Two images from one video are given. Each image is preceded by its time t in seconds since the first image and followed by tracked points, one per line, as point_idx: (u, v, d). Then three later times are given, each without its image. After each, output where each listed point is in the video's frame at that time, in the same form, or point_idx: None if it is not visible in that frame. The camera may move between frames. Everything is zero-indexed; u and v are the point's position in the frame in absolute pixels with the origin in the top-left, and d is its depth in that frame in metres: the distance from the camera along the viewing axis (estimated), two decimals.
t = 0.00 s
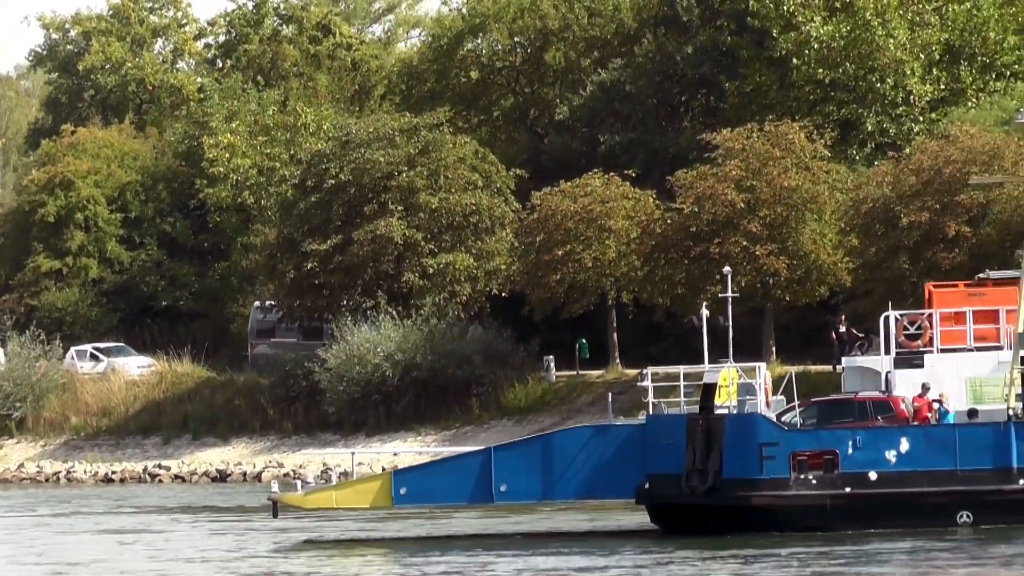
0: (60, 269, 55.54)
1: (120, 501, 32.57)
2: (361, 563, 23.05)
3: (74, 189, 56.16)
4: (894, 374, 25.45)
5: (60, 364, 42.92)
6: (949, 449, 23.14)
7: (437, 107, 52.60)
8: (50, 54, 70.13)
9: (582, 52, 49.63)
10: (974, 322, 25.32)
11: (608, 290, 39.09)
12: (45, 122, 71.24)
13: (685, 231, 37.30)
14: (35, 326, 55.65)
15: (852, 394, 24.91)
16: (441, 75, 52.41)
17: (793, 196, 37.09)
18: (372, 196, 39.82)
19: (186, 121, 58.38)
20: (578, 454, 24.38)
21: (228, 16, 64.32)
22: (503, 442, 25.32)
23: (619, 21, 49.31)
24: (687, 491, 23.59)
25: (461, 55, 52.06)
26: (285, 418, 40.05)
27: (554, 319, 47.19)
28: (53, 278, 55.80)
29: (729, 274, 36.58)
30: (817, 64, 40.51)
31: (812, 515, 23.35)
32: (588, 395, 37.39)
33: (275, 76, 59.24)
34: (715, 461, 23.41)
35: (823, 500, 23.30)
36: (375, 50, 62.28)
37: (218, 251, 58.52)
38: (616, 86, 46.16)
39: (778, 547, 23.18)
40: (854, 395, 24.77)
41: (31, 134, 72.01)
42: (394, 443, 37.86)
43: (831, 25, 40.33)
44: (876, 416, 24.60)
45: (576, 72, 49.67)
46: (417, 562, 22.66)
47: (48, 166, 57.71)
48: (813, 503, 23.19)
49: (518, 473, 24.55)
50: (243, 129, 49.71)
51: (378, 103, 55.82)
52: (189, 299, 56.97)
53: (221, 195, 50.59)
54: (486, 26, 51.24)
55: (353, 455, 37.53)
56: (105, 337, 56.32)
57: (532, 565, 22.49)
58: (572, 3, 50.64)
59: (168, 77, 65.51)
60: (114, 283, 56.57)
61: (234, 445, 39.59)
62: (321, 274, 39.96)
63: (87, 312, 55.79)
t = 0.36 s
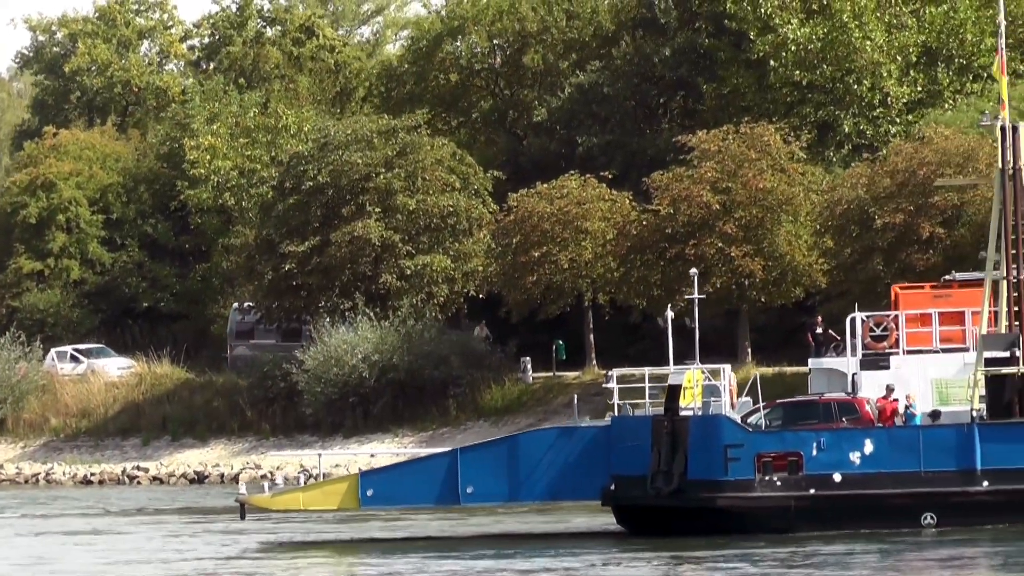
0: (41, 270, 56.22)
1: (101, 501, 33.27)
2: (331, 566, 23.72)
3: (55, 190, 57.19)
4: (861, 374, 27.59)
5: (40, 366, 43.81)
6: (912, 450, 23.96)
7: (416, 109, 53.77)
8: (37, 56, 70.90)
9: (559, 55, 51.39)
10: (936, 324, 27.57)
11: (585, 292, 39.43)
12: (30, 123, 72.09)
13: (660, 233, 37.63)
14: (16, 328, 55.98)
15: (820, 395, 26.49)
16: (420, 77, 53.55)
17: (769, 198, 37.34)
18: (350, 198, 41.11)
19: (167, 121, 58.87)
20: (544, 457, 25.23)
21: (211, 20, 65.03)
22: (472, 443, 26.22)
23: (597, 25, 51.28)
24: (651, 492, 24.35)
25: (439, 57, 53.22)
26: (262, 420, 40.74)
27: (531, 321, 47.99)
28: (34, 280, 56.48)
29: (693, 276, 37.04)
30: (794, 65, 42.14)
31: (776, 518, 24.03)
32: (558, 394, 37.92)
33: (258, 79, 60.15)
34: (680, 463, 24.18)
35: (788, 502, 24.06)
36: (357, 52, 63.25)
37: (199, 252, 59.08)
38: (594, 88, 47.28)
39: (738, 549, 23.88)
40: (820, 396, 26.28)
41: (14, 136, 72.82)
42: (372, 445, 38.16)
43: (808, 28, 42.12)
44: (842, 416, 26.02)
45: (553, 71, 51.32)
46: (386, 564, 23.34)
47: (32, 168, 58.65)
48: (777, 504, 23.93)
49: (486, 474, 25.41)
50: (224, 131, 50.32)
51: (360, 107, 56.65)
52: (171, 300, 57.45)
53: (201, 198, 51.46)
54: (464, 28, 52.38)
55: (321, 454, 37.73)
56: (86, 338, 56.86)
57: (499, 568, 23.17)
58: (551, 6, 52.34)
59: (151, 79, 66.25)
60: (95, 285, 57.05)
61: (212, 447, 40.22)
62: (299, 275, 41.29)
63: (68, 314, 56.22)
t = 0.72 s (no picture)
0: (23, 272, 58.28)
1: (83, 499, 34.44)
2: (301, 561, 24.95)
3: (38, 192, 59.04)
4: (828, 375, 28.31)
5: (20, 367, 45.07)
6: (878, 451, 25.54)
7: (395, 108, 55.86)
8: (25, 58, 73.36)
9: (539, 56, 52.66)
10: (903, 324, 28.32)
11: (563, 292, 39.52)
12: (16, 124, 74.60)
13: (636, 234, 37.74)
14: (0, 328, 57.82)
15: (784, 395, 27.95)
16: (401, 79, 55.68)
17: (745, 199, 37.42)
18: (328, 199, 42.12)
19: (147, 126, 61.29)
20: (510, 456, 26.68)
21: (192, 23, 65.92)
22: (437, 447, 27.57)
23: (575, 27, 52.18)
24: (617, 491, 25.66)
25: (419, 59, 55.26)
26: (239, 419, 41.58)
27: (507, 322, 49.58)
28: (16, 280, 58.67)
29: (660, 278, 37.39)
30: (771, 66, 43.47)
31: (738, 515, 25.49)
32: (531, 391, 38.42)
33: (240, 80, 62.17)
34: (645, 461, 25.59)
35: (751, 500, 25.44)
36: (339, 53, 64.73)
37: (180, 254, 60.89)
38: (573, 90, 49.01)
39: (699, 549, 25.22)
40: (784, 397, 27.71)
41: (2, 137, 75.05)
42: (347, 446, 38.28)
43: (786, 30, 43.35)
44: (806, 416, 27.43)
45: (532, 73, 52.63)
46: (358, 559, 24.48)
47: (16, 169, 60.55)
48: (741, 502, 25.34)
49: (451, 474, 26.75)
50: (206, 133, 51.47)
51: (340, 107, 58.25)
52: (152, 301, 59.43)
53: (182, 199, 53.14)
54: (444, 30, 54.44)
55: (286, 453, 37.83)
56: (67, 338, 58.84)
57: (467, 565, 24.33)
58: (530, 8, 53.69)
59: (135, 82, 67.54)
60: (77, 286, 59.27)
61: (190, 446, 41.02)
62: (278, 276, 42.28)
63: (50, 314, 58.30)
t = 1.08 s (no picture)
0: (4, 272, 60.44)
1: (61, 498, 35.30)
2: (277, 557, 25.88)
3: (19, 193, 60.87)
4: (794, 377, 28.49)
5: None
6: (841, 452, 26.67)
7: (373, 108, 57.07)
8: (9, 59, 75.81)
9: (515, 56, 54.36)
10: (868, 325, 28.48)
11: (538, 294, 41.22)
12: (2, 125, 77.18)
13: (612, 234, 39.09)
14: None
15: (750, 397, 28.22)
16: (378, 80, 57.39)
17: (720, 200, 38.42)
18: (306, 200, 44.95)
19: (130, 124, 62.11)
20: (476, 457, 27.48)
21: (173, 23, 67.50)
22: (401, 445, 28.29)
23: (551, 26, 54.16)
24: (582, 492, 26.78)
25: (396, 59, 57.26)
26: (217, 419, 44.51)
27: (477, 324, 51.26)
28: None
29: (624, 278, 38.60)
30: (747, 66, 44.97)
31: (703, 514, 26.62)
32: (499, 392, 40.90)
33: (219, 81, 63.15)
34: (610, 462, 26.66)
35: (715, 502, 26.65)
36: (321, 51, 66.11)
37: (160, 254, 62.75)
38: (550, 90, 51.52)
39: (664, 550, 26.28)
40: (750, 398, 27.97)
41: None
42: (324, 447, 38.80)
43: (762, 29, 44.67)
44: (771, 418, 27.70)
45: (509, 72, 54.43)
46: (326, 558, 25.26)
47: None
48: (704, 504, 26.46)
49: (416, 474, 27.46)
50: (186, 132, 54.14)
51: (320, 107, 59.87)
52: (133, 301, 61.63)
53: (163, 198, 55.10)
54: (421, 30, 55.94)
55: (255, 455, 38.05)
56: (48, 338, 60.92)
57: (434, 564, 25.16)
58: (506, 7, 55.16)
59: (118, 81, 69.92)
60: (58, 286, 61.36)
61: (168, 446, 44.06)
62: (256, 277, 45.06)
63: (31, 314, 60.37)
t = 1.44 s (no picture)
0: None
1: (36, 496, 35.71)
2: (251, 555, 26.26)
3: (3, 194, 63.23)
4: (760, 377, 28.69)
5: None
6: (805, 452, 27.13)
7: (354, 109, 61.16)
8: None
9: (494, 58, 58.10)
10: (834, 326, 28.64)
11: (514, 294, 44.70)
12: None
13: (586, 235, 42.13)
14: None
15: (716, 397, 28.35)
16: (356, 83, 61.06)
17: (693, 201, 41.42)
18: (284, 202, 48.09)
19: (109, 129, 65.71)
20: (442, 458, 27.78)
21: (160, 24, 70.79)
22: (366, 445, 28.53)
23: (530, 28, 57.84)
24: (548, 491, 27.27)
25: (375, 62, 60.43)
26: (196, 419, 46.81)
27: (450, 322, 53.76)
28: None
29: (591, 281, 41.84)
30: (722, 68, 48.35)
31: (669, 513, 27.15)
32: (472, 392, 43.08)
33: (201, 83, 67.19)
34: (575, 462, 27.15)
35: (680, 501, 27.10)
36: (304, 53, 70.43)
37: (141, 255, 65.43)
38: (528, 91, 55.01)
39: (631, 551, 26.66)
40: (716, 399, 28.13)
41: None
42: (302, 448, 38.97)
43: (738, 33, 47.88)
44: (737, 418, 27.84)
45: (487, 74, 58.03)
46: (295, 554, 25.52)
47: None
48: (669, 503, 26.98)
49: (382, 474, 27.77)
50: (167, 134, 56.95)
51: (301, 108, 63.14)
52: (114, 302, 64.39)
53: (144, 199, 57.42)
54: (400, 32, 59.67)
55: (226, 455, 38.19)
56: (30, 338, 63.16)
57: (403, 564, 25.44)
58: (485, 11, 58.93)
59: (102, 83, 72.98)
60: (40, 286, 63.58)
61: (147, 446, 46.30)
62: (234, 277, 48.09)
63: (14, 314, 62.46)
